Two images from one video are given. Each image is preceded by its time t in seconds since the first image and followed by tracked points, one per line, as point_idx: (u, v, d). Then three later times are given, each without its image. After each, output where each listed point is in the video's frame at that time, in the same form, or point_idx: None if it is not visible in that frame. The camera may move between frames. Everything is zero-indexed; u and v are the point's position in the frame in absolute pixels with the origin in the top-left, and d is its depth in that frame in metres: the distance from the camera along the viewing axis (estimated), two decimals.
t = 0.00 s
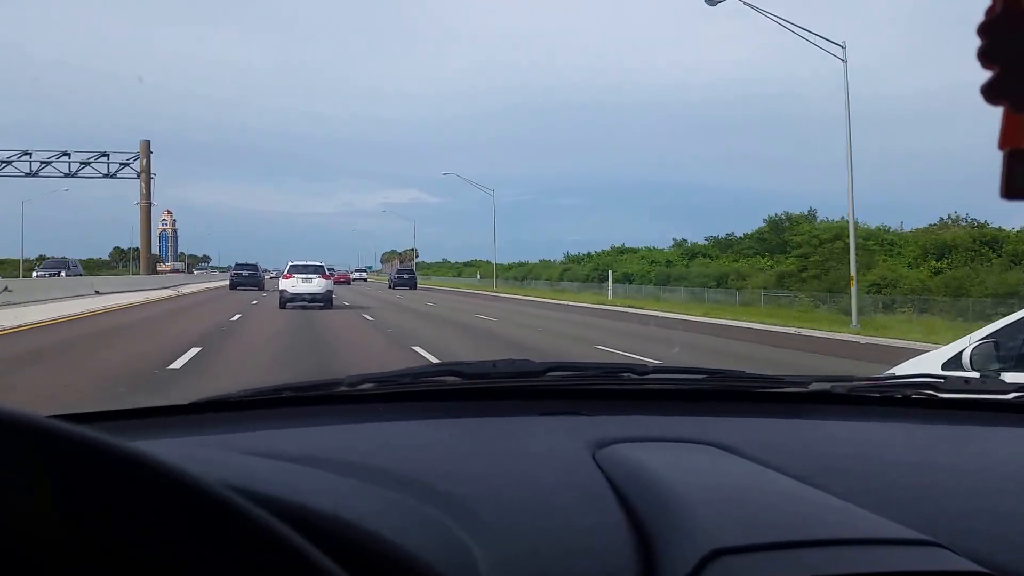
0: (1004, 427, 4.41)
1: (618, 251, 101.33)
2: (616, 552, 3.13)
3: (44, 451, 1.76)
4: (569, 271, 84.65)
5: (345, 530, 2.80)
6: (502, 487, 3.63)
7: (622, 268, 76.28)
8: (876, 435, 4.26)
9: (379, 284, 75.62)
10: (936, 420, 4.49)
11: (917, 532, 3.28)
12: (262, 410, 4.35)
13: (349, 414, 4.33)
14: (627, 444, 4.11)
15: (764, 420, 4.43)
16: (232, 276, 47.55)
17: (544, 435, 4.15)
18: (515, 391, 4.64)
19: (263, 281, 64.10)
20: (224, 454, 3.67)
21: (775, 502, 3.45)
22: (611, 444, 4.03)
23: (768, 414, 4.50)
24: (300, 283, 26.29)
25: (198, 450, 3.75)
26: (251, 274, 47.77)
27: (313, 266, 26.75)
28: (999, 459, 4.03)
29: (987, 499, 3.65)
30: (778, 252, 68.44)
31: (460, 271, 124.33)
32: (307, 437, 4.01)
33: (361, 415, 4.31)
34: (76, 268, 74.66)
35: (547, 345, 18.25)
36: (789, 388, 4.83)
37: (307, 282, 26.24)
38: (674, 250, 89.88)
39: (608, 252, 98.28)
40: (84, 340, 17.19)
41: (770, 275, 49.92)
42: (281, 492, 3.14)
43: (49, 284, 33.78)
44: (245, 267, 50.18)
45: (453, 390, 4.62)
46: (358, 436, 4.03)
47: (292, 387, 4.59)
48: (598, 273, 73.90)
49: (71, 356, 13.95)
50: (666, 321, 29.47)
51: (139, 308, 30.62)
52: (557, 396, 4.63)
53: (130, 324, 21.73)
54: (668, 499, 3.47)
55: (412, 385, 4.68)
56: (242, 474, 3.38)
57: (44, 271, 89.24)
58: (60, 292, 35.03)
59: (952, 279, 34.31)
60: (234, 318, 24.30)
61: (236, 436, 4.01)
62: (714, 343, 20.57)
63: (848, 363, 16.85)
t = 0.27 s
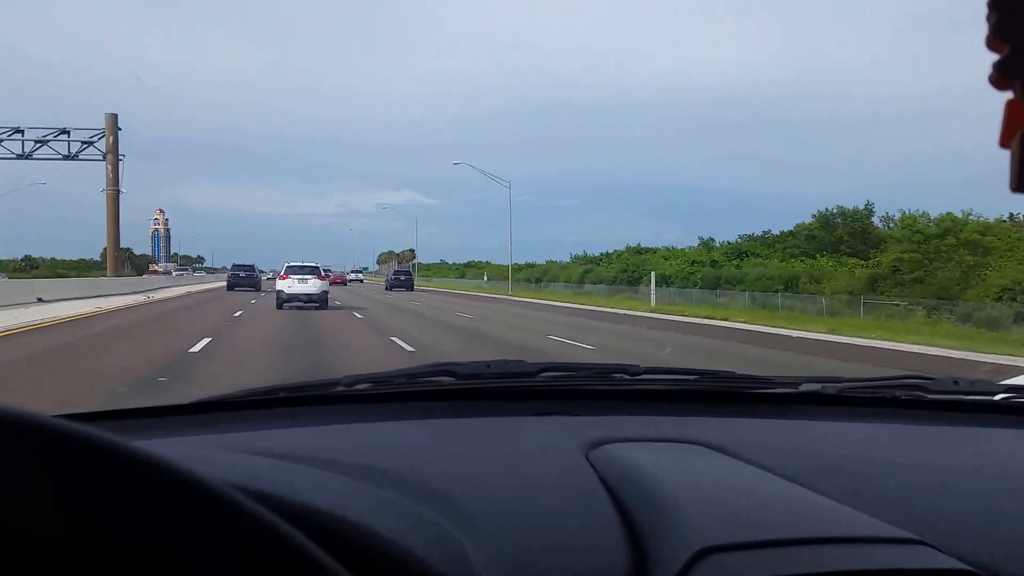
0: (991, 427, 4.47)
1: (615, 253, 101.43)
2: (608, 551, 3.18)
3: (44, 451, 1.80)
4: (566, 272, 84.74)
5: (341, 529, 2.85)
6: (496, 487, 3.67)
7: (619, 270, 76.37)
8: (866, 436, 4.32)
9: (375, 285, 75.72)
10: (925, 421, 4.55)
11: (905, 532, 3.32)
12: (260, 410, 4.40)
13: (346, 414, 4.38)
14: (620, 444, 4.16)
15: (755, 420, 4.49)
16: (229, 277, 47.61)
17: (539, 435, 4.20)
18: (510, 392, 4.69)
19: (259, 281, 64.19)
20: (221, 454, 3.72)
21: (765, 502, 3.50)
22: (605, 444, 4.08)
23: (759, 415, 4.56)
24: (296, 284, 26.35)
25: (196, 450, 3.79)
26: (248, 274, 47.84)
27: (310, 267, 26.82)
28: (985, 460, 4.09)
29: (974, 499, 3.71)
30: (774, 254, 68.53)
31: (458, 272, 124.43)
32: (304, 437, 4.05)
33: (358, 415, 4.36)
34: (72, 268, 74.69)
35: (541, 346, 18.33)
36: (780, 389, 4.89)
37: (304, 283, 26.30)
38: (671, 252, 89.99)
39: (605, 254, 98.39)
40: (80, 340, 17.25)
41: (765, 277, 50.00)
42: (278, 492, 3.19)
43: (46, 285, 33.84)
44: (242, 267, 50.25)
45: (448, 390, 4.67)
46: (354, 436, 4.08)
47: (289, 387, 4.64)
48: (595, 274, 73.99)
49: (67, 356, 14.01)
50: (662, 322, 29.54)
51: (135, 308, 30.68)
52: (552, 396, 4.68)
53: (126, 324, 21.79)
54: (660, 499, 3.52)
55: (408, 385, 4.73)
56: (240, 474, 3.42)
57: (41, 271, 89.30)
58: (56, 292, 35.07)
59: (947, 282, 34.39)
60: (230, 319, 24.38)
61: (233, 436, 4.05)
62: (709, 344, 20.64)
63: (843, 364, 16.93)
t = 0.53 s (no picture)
0: (988, 428, 4.45)
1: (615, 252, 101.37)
2: (601, 558, 3.16)
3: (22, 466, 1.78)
4: (566, 272, 84.66)
5: (330, 537, 2.83)
6: (489, 493, 3.65)
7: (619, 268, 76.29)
8: (864, 438, 4.30)
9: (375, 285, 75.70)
10: (922, 422, 4.53)
11: (901, 536, 3.30)
12: (253, 417, 4.38)
13: (339, 420, 4.36)
14: (615, 449, 4.13)
15: (752, 423, 4.46)
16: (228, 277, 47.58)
17: (533, 440, 4.18)
18: (504, 396, 4.66)
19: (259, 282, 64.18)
20: (213, 462, 3.69)
21: (761, 507, 3.47)
22: (599, 449, 4.06)
23: (756, 417, 4.54)
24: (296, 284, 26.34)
25: (187, 459, 3.77)
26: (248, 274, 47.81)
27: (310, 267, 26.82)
28: (982, 461, 4.07)
29: (972, 502, 3.68)
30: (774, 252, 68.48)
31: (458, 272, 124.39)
32: (297, 444, 4.03)
33: (351, 422, 4.34)
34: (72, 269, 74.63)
35: (540, 346, 18.33)
36: (776, 391, 4.86)
37: (304, 284, 26.29)
38: (671, 250, 89.91)
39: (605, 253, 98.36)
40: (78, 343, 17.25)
41: (766, 274, 49.95)
42: (269, 500, 3.17)
43: (44, 287, 33.81)
44: (241, 268, 50.21)
45: (443, 395, 4.65)
46: (348, 442, 4.06)
47: (283, 393, 4.62)
48: (596, 273, 73.95)
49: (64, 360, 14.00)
50: (663, 321, 29.50)
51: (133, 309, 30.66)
52: (547, 400, 4.66)
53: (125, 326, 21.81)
54: (654, 504, 3.49)
55: (402, 390, 4.70)
56: (232, 483, 3.40)
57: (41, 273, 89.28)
58: (55, 294, 35.08)
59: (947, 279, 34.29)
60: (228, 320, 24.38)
61: (226, 443, 4.03)
62: (709, 343, 20.60)
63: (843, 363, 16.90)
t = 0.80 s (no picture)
0: (999, 427, 4.42)
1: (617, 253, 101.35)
2: (610, 556, 3.13)
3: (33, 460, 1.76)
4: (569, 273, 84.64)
5: (339, 534, 2.81)
6: (498, 490, 3.63)
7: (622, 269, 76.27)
8: (876, 436, 4.27)
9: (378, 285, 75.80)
10: (934, 420, 4.50)
11: (914, 533, 3.27)
12: (260, 414, 4.35)
13: (346, 418, 4.34)
14: (623, 447, 4.11)
15: (761, 421, 4.44)
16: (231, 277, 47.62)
17: (541, 438, 4.15)
18: (511, 394, 4.64)
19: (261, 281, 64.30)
20: (219, 459, 3.67)
21: (771, 505, 3.45)
22: (609, 447, 4.03)
23: (765, 416, 4.51)
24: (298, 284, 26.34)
25: (194, 455, 3.75)
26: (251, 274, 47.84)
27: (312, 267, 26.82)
28: (994, 461, 4.04)
29: (985, 501, 3.65)
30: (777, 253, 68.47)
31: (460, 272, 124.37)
32: (304, 441, 4.01)
33: (359, 419, 4.32)
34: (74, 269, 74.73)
35: (543, 346, 18.30)
36: (787, 389, 4.84)
37: (306, 283, 26.29)
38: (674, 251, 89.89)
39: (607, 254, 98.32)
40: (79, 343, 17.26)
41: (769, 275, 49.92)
42: (277, 496, 3.15)
43: (47, 285, 33.84)
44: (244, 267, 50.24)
45: (451, 393, 4.63)
46: (355, 439, 4.04)
47: (289, 390, 4.60)
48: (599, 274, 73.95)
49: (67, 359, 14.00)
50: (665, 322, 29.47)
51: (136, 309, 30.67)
52: (554, 399, 4.64)
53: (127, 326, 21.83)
54: (664, 502, 3.47)
55: (409, 388, 4.68)
56: (239, 478, 3.38)
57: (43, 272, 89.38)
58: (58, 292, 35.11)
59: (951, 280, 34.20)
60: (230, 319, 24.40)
61: (233, 440, 4.01)
62: (712, 344, 20.56)
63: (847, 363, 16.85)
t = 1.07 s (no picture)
0: (1003, 421, 4.49)
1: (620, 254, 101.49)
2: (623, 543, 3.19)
3: (74, 437, 1.82)
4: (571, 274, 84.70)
5: (360, 520, 2.86)
6: (510, 479, 3.69)
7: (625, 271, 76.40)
8: (880, 429, 4.34)
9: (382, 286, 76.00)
10: (938, 414, 4.57)
11: (920, 522, 3.33)
12: (274, 404, 4.41)
13: (359, 409, 4.40)
14: (632, 438, 4.17)
15: (767, 414, 4.50)
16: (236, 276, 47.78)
17: (551, 429, 4.22)
18: (521, 387, 4.70)
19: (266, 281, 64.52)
20: (237, 447, 3.74)
21: (779, 494, 3.51)
22: (617, 438, 4.09)
23: (772, 409, 4.57)
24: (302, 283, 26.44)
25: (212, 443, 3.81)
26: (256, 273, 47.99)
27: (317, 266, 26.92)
28: (998, 452, 4.10)
29: (988, 491, 3.72)
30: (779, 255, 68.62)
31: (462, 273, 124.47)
32: (317, 430, 4.07)
33: (371, 410, 4.38)
34: (80, 269, 74.98)
35: (547, 345, 18.37)
36: (793, 384, 4.91)
37: (310, 282, 26.38)
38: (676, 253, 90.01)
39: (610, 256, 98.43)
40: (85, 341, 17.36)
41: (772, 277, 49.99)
42: (296, 483, 3.21)
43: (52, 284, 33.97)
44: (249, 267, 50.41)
45: (461, 385, 4.69)
46: (368, 429, 4.10)
47: (301, 382, 4.66)
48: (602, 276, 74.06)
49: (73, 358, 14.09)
50: (669, 322, 29.54)
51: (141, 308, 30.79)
52: (562, 391, 4.70)
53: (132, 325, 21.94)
54: (675, 491, 3.53)
55: (420, 380, 4.75)
56: (258, 466, 3.45)
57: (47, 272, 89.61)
58: (62, 292, 35.23)
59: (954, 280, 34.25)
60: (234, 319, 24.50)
61: (249, 429, 4.08)
62: (715, 343, 20.61)
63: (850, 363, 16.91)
